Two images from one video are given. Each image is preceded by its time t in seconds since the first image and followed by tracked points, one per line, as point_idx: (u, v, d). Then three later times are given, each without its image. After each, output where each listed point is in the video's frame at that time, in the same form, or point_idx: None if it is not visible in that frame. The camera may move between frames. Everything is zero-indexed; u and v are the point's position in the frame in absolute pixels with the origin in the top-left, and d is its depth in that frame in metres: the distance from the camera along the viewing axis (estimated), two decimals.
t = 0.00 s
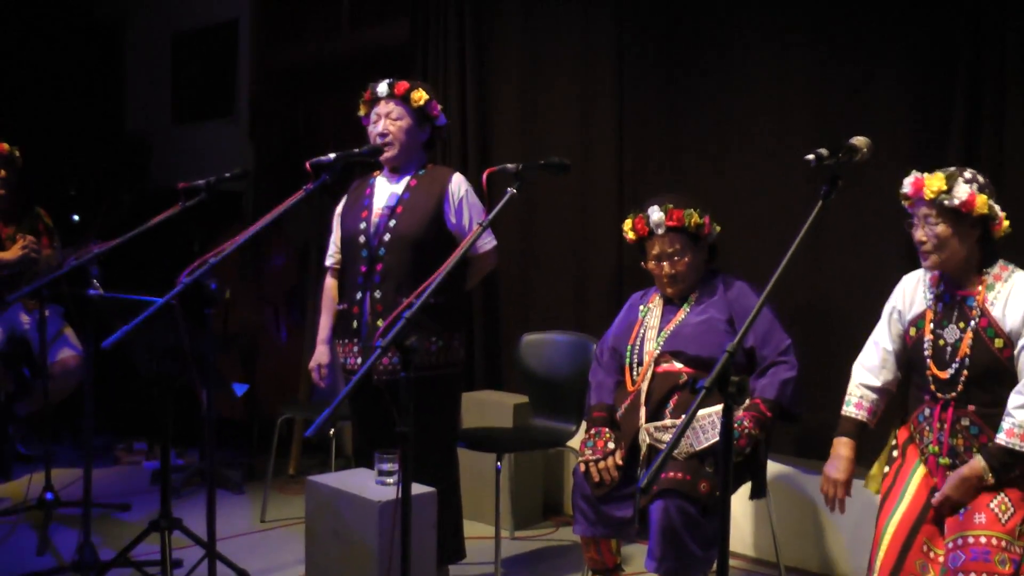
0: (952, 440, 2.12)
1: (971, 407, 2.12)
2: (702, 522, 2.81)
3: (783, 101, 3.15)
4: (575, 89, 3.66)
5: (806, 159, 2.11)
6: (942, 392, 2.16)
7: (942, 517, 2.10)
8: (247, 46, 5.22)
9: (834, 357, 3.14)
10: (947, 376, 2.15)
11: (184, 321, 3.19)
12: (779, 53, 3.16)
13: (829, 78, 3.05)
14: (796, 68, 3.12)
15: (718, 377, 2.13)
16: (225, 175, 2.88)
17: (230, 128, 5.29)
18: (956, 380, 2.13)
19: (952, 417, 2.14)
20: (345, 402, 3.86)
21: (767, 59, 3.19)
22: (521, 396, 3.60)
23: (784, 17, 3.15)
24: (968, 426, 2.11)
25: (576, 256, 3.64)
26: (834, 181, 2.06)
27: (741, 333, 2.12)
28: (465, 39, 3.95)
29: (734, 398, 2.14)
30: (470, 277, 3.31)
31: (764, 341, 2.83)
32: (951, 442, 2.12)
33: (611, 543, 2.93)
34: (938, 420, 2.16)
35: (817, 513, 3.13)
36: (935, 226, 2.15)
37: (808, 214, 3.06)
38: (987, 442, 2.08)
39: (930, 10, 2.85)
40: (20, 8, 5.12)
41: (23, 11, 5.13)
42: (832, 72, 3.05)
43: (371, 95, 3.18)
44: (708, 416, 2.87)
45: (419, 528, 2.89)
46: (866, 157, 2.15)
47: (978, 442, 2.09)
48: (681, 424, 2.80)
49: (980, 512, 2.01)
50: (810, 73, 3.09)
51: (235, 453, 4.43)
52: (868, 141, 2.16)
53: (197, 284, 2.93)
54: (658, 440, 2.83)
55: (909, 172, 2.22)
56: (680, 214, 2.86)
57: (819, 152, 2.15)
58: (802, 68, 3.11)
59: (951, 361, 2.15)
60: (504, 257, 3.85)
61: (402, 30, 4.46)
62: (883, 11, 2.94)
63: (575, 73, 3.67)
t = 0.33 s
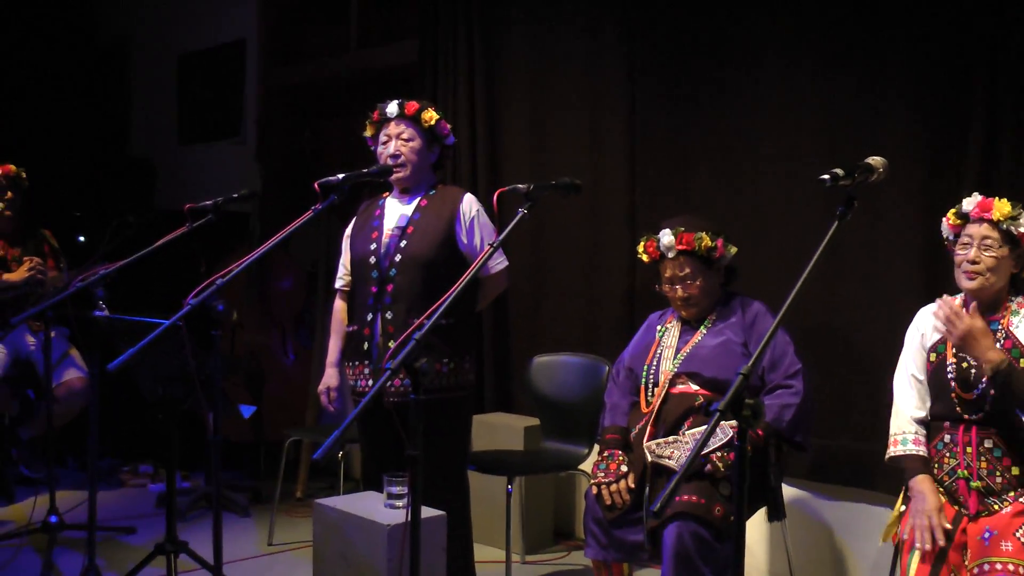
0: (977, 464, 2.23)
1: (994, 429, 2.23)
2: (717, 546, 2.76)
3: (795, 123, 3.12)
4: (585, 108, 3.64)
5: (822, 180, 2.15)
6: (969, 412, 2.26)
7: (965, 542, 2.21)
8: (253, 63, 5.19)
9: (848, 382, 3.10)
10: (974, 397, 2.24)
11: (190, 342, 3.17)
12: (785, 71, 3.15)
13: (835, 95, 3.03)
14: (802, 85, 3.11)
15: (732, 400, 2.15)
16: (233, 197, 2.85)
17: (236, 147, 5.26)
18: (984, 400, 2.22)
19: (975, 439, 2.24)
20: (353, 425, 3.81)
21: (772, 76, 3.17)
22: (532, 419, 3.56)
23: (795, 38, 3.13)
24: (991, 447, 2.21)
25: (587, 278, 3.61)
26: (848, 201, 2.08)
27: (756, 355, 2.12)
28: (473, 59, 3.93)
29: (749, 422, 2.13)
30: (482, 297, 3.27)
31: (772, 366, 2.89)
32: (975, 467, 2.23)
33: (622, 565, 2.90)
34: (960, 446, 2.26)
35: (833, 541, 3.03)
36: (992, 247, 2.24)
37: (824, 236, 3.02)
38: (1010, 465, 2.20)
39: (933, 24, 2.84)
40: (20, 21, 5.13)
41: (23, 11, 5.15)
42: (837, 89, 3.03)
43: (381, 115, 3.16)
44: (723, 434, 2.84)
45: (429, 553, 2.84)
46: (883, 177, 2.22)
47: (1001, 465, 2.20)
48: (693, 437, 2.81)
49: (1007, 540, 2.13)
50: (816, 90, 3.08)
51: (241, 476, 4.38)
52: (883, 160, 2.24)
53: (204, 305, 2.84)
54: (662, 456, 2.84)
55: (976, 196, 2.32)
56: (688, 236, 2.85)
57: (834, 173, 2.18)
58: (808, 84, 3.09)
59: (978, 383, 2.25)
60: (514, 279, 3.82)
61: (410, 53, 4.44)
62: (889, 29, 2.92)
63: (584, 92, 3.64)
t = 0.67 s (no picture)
0: (1000, 472, 2.22)
1: (1016, 436, 2.22)
2: (737, 562, 2.67)
3: (811, 126, 3.06)
4: (594, 112, 3.57)
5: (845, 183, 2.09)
6: (987, 422, 2.26)
7: (991, 550, 2.18)
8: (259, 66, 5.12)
9: (870, 392, 3.01)
10: (992, 407, 2.26)
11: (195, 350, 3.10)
12: (800, 72, 3.08)
13: (840, 95, 2.99)
14: (801, 85, 3.08)
15: (751, 413, 2.07)
16: (238, 201, 2.76)
17: (241, 151, 5.18)
18: (1002, 409, 2.24)
19: (997, 447, 2.23)
20: (362, 436, 3.73)
21: (782, 77, 3.12)
22: (545, 430, 3.47)
23: (806, 39, 3.07)
24: (1014, 455, 2.20)
25: (601, 284, 3.53)
26: (872, 205, 2.02)
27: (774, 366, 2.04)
28: (480, 63, 3.87)
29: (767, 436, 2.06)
30: (495, 303, 3.20)
31: (794, 377, 2.83)
32: (999, 475, 2.21)
33: None
34: (983, 455, 2.25)
35: (854, 557, 2.92)
36: (1008, 257, 2.27)
37: (846, 241, 2.94)
38: None
39: (939, 24, 2.80)
40: (20, 24, 5.08)
41: (23, 11, 5.11)
42: (853, 89, 2.97)
43: (389, 120, 3.07)
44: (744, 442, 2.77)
45: (440, 567, 2.75)
46: (907, 180, 2.16)
47: None
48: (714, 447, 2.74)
49: None
50: (832, 91, 3.01)
51: (246, 488, 4.29)
52: (908, 163, 2.17)
53: (208, 313, 2.74)
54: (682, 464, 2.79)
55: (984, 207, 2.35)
56: (705, 243, 2.77)
57: (857, 176, 2.13)
58: (812, 84, 3.05)
59: (995, 392, 2.27)
60: (526, 286, 3.74)
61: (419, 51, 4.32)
62: (889, 29, 2.89)
63: (594, 95, 3.58)
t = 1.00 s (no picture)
0: None
1: None
2: None
3: (832, 124, 2.95)
4: (607, 111, 3.46)
5: (866, 185, 2.02)
6: (1011, 434, 2.19)
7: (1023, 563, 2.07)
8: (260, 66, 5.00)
9: (896, 402, 2.89)
10: (1015, 418, 2.18)
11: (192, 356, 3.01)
12: (823, 67, 2.97)
13: (865, 91, 2.88)
14: (825, 81, 2.97)
15: (768, 422, 2.04)
16: (239, 202, 2.65)
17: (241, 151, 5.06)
18: None
19: None
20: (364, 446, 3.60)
21: (803, 73, 3.01)
22: (555, 440, 3.34)
23: (825, 33, 2.96)
24: None
25: (615, 290, 3.41)
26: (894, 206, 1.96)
27: (794, 374, 2.04)
28: (488, 61, 3.76)
29: (788, 444, 2.06)
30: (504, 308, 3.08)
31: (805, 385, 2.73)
32: None
33: None
34: (1010, 467, 2.18)
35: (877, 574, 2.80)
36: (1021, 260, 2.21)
37: (869, 244, 2.83)
38: None
39: (968, 16, 2.68)
40: (20, 25, 4.98)
41: (23, 11, 5.02)
42: (877, 85, 2.86)
43: (396, 118, 2.97)
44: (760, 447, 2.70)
45: None
46: (932, 178, 2.09)
47: None
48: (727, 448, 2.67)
49: None
50: (855, 87, 2.90)
51: (245, 500, 4.17)
52: (933, 163, 2.09)
53: (207, 318, 2.62)
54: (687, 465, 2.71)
55: (993, 213, 2.29)
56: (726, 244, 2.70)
57: (880, 177, 2.06)
58: (836, 80, 2.94)
59: (1018, 402, 2.19)
60: (536, 292, 3.62)
61: (426, 49, 4.22)
62: (912, 23, 2.79)
63: (605, 93, 3.47)
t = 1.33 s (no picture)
0: None
1: None
2: None
3: (858, 121, 2.83)
4: (621, 108, 3.34)
5: (894, 183, 1.89)
6: None
7: None
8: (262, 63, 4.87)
9: (928, 413, 2.76)
10: None
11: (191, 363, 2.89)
12: (849, 62, 2.85)
13: (894, 87, 2.76)
14: (851, 77, 2.84)
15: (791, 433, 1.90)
16: (239, 202, 2.53)
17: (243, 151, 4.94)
18: None
19: None
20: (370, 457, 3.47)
21: (829, 69, 2.89)
22: (570, 450, 3.22)
23: (849, 25, 2.85)
24: None
25: (631, 293, 3.29)
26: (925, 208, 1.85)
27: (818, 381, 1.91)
28: (497, 58, 3.64)
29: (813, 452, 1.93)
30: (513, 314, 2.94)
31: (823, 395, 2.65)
32: None
33: None
34: None
35: None
36: None
37: (898, 247, 2.71)
38: None
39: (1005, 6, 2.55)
40: (20, 25, 4.88)
41: (23, 12, 4.91)
42: (906, 81, 2.73)
43: (401, 116, 2.85)
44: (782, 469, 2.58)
45: None
46: (965, 178, 1.97)
47: None
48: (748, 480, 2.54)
49: None
50: (883, 82, 2.78)
51: (247, 512, 4.05)
52: (964, 161, 1.97)
53: (207, 323, 2.50)
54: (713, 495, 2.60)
55: None
56: (743, 248, 2.60)
57: (909, 175, 1.93)
58: (863, 74, 2.82)
59: None
60: (548, 297, 3.49)
61: (433, 43, 4.10)
62: (946, 14, 2.66)
63: (619, 89, 3.35)
